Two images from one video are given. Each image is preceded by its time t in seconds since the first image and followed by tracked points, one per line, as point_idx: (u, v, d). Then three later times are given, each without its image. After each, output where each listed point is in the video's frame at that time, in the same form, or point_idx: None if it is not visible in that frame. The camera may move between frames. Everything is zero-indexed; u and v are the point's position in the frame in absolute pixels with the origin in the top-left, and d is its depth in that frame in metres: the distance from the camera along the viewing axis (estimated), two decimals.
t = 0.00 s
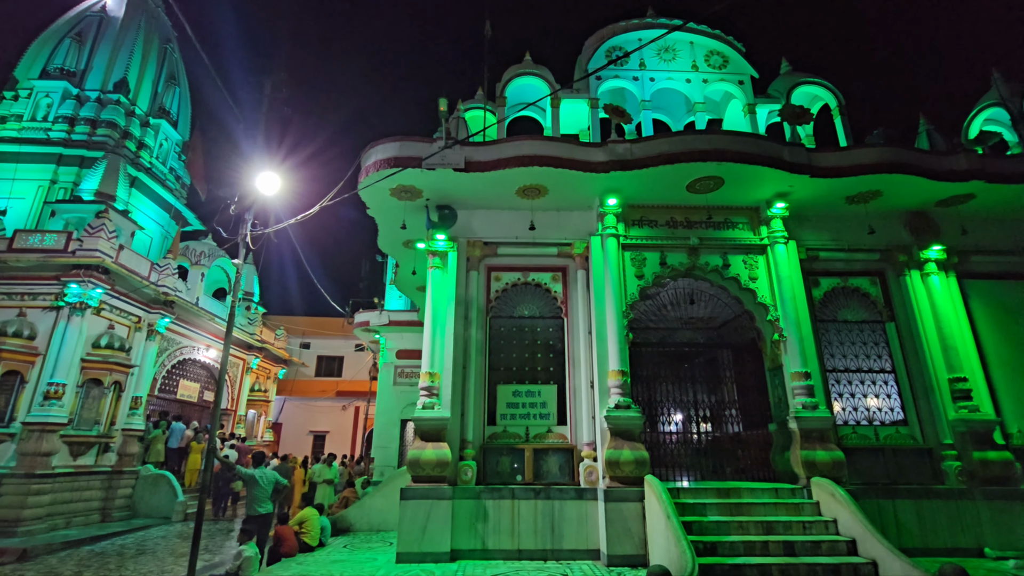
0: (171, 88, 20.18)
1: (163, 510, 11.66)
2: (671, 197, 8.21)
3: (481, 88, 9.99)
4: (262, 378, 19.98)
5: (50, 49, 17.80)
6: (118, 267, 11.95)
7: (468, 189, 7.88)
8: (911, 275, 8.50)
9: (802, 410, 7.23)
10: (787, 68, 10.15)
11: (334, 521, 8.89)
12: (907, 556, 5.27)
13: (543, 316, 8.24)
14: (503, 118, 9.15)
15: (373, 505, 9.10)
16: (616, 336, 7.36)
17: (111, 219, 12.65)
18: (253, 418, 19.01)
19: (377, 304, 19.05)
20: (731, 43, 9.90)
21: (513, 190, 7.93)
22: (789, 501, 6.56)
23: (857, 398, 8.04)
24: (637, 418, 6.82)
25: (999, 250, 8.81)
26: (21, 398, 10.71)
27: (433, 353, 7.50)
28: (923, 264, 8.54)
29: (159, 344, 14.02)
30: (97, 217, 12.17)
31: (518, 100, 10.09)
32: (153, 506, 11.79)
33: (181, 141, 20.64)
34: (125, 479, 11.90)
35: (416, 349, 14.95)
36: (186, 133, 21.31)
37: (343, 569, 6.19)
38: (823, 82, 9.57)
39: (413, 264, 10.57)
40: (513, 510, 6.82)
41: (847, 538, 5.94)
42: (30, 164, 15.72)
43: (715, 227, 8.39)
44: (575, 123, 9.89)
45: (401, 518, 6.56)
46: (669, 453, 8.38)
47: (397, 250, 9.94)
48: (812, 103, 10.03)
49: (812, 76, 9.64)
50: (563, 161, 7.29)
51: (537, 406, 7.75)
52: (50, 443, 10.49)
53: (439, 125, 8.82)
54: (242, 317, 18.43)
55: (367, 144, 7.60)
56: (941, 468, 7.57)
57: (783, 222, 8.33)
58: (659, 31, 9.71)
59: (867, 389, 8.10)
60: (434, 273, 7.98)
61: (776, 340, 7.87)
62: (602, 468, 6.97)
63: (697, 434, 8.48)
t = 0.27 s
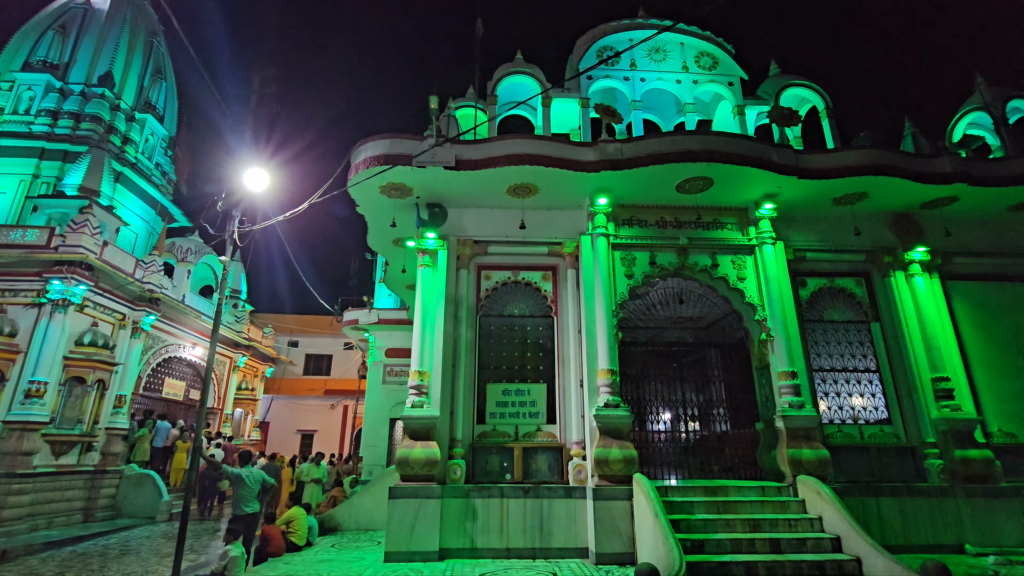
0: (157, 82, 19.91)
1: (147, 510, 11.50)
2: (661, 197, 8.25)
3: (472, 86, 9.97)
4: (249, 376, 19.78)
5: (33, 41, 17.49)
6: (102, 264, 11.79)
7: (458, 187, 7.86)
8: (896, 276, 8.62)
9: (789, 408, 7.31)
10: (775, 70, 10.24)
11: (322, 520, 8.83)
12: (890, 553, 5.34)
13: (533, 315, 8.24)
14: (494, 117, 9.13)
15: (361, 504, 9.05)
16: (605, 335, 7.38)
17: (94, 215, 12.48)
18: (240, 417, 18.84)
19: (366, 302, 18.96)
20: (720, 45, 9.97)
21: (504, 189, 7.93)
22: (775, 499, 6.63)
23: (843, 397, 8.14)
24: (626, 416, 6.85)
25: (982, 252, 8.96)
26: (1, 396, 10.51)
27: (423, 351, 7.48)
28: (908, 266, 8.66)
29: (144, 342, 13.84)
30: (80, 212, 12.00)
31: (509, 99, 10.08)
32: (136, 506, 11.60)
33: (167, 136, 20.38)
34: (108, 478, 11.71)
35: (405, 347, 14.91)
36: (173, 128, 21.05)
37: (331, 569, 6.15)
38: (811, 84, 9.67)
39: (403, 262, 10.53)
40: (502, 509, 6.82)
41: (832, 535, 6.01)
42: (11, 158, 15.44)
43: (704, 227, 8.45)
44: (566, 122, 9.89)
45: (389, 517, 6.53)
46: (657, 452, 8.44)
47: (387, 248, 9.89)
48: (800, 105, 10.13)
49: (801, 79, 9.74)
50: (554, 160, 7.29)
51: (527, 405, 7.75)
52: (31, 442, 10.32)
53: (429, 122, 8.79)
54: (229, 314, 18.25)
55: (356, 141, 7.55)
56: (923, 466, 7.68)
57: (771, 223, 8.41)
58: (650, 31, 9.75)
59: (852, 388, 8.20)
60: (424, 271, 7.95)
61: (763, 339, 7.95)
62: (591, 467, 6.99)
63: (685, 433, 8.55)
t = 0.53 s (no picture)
0: (146, 78, 19.70)
1: (134, 510, 11.36)
2: (653, 197, 8.28)
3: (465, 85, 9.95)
4: (239, 375, 19.59)
5: (19, 35, 17.25)
6: (89, 261, 11.65)
7: (450, 186, 7.84)
8: (884, 276, 8.71)
9: (778, 407, 7.37)
10: (767, 72, 10.31)
11: (312, 520, 8.78)
12: (877, 550, 5.39)
13: (525, 314, 8.24)
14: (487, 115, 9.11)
15: (352, 503, 9.01)
16: (597, 334, 7.40)
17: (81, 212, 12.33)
18: (230, 416, 18.69)
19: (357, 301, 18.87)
20: (712, 46, 10.03)
21: (496, 187, 7.92)
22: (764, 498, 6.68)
23: (831, 396, 8.22)
24: (617, 415, 6.87)
25: (968, 253, 9.08)
26: None
27: (414, 350, 7.45)
28: (895, 266, 8.76)
29: (131, 340, 13.69)
30: (67, 209, 11.87)
31: (502, 97, 10.06)
32: (123, 506, 11.44)
33: (156, 132, 20.17)
34: (94, 478, 11.56)
35: (396, 346, 14.86)
36: (162, 124, 20.83)
37: (321, 569, 6.12)
38: (802, 86, 9.74)
39: (395, 261, 10.49)
40: (493, 508, 6.82)
41: (820, 533, 6.06)
42: None
43: (696, 227, 8.49)
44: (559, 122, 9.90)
45: (379, 517, 6.50)
46: (648, 451, 8.48)
47: (379, 247, 9.85)
48: (790, 106, 10.21)
49: (792, 80, 9.81)
50: (546, 159, 7.29)
51: (518, 404, 7.75)
52: (15, 441, 10.18)
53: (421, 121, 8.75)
54: (218, 313, 18.09)
55: (348, 138, 7.51)
56: (910, 464, 7.77)
57: (761, 223, 8.47)
58: (643, 32, 9.78)
59: (841, 387, 8.28)
60: (415, 269, 7.92)
61: (753, 339, 8.00)
62: (582, 466, 7.01)
63: (676, 432, 8.59)
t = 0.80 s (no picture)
0: (139, 75, 19.55)
1: (126, 511, 11.26)
2: (648, 197, 8.30)
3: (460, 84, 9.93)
4: (232, 375, 19.47)
5: (9, 30, 17.08)
6: (80, 260, 11.58)
7: (445, 185, 7.83)
8: (876, 277, 8.77)
9: (771, 407, 7.41)
10: (760, 73, 10.36)
11: (305, 520, 8.75)
12: (869, 549, 5.43)
13: (519, 313, 8.24)
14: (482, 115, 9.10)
15: (346, 504, 8.99)
16: (591, 334, 7.41)
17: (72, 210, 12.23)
18: (222, 416, 18.58)
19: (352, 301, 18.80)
20: (706, 47, 10.07)
21: (491, 187, 7.91)
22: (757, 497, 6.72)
23: (824, 396, 8.27)
24: (611, 415, 6.89)
25: (959, 254, 9.16)
26: None
27: (409, 350, 7.43)
28: (887, 267, 8.83)
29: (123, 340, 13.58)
30: (58, 207, 11.77)
31: (496, 97, 10.05)
32: (114, 507, 11.33)
33: (148, 130, 20.02)
34: (85, 479, 11.45)
35: (390, 346, 14.83)
36: (154, 122, 20.68)
37: (315, 569, 6.10)
38: (795, 87, 9.79)
39: (390, 260, 10.46)
40: (487, 507, 6.81)
41: (813, 532, 6.10)
42: None
43: (690, 228, 8.51)
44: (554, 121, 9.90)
45: (373, 517, 6.49)
46: (642, 450, 8.51)
47: (373, 246, 9.83)
48: (784, 107, 10.26)
49: (785, 82, 9.85)
50: (541, 159, 7.29)
51: (513, 403, 7.75)
52: (4, 441, 10.10)
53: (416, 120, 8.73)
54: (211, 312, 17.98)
55: (342, 137, 7.48)
56: (901, 463, 7.83)
57: (755, 224, 8.51)
58: (638, 32, 9.80)
59: (833, 387, 8.34)
60: (410, 269, 7.90)
61: (746, 338, 8.04)
62: (576, 466, 7.02)
63: (670, 431, 8.62)
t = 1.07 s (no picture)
0: (134, 75, 19.47)
1: (121, 512, 11.20)
2: (645, 198, 8.32)
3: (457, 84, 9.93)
4: (228, 376, 19.40)
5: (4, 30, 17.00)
6: (75, 260, 11.52)
7: (442, 185, 7.82)
8: (872, 277, 8.81)
9: (768, 407, 7.43)
10: (757, 74, 10.38)
11: (302, 522, 8.72)
12: (864, 548, 5.45)
13: (516, 314, 8.25)
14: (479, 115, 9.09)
15: (342, 504, 8.97)
16: (588, 335, 7.42)
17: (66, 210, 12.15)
18: (218, 417, 18.51)
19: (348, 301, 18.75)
20: (703, 48, 10.09)
21: (488, 187, 7.92)
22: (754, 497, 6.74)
23: (820, 396, 8.30)
24: (608, 415, 6.89)
25: (954, 254, 9.21)
26: None
27: (405, 350, 7.43)
28: (883, 267, 8.86)
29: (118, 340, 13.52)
30: (52, 207, 11.70)
31: (494, 97, 10.05)
32: (109, 508, 11.28)
33: (144, 130, 19.94)
34: (79, 480, 11.40)
35: (387, 347, 14.81)
36: (150, 121, 20.60)
37: (311, 570, 6.08)
38: (792, 88, 9.82)
39: (387, 261, 10.45)
40: (484, 508, 6.81)
41: (809, 532, 6.12)
42: None
43: (686, 228, 8.53)
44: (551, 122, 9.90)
45: (370, 517, 6.48)
46: (639, 450, 8.52)
47: (370, 247, 9.81)
48: (780, 108, 10.29)
49: (782, 83, 9.88)
50: (538, 159, 7.29)
51: (510, 404, 7.75)
52: None
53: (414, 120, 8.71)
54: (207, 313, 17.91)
55: (339, 138, 7.47)
56: (897, 463, 7.87)
57: (751, 224, 8.54)
58: (634, 33, 9.82)
59: (829, 387, 8.37)
60: (407, 269, 7.89)
61: (743, 339, 8.06)
62: (573, 466, 7.02)
63: (667, 432, 8.64)
